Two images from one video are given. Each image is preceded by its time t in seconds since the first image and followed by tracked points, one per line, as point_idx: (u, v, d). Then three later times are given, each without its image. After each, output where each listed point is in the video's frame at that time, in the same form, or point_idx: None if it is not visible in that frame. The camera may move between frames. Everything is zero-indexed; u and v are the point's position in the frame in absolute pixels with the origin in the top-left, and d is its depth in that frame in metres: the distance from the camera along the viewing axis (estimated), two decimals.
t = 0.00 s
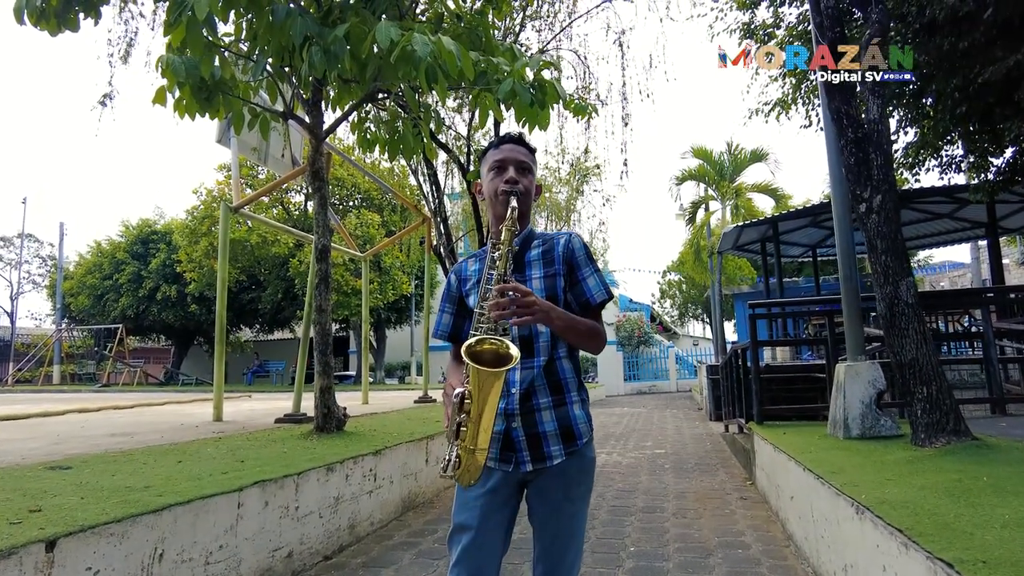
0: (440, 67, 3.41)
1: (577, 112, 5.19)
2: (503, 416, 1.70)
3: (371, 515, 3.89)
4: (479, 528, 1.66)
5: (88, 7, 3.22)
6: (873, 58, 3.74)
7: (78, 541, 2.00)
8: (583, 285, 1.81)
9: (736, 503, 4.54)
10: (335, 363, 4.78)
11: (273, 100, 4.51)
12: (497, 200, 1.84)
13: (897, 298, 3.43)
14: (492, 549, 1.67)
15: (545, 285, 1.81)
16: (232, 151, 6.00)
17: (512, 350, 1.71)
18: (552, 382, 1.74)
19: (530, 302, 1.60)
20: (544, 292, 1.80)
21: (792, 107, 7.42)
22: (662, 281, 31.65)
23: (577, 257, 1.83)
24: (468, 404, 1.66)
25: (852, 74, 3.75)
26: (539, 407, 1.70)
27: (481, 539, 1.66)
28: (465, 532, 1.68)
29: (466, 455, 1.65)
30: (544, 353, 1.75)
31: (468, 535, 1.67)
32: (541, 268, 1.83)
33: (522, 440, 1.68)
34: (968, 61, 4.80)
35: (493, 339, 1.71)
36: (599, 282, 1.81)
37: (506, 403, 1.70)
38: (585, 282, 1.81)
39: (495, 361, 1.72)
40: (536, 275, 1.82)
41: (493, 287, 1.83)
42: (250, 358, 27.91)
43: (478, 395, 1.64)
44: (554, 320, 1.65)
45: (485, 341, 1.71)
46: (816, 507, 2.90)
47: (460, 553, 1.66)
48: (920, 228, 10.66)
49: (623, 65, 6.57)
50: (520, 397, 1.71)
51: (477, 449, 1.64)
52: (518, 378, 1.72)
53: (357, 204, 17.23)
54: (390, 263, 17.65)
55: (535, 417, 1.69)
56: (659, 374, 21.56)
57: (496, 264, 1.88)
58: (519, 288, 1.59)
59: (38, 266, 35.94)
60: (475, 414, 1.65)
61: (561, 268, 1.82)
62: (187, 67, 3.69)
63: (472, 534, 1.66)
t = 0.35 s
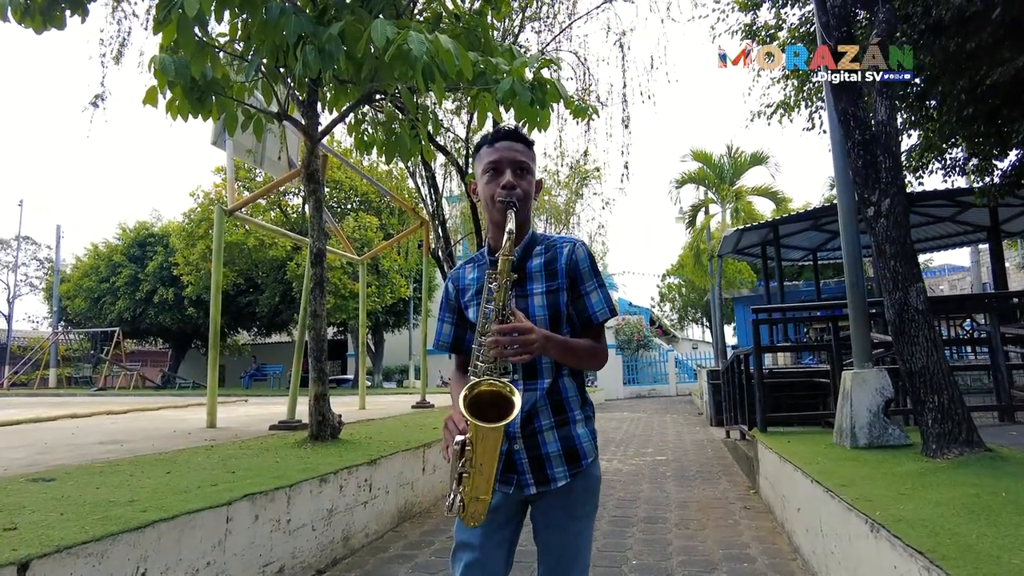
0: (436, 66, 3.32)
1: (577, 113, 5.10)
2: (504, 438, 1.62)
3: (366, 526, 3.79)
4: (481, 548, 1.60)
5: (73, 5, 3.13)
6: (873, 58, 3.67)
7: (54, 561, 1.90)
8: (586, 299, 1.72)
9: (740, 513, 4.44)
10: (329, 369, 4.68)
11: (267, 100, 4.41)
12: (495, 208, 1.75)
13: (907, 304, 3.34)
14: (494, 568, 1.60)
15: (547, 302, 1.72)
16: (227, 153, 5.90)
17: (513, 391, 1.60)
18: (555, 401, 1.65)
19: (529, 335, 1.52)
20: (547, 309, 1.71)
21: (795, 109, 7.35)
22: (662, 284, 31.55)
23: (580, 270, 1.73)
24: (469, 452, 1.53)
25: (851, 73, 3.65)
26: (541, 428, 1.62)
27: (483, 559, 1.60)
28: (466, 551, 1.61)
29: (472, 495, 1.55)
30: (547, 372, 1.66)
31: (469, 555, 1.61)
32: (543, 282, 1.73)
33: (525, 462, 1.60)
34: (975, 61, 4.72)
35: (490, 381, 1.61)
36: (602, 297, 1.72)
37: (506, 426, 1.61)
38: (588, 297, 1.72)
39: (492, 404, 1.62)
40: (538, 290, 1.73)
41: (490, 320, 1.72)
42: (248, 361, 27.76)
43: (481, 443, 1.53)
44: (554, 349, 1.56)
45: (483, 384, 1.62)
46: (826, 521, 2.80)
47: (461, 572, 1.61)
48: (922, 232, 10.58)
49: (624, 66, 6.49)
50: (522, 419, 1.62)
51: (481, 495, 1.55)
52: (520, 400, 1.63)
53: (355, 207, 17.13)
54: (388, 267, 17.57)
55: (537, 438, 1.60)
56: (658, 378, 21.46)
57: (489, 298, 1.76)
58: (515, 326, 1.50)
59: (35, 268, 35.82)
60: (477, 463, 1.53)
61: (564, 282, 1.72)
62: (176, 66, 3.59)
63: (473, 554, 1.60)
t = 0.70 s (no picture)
0: (429, 67, 3.25)
1: (575, 116, 5.02)
2: (480, 456, 1.57)
3: (358, 540, 3.68)
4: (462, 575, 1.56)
5: (56, 2, 3.04)
6: (873, 58, 3.62)
7: None
8: (573, 309, 1.64)
9: (743, 525, 4.34)
10: (321, 378, 4.57)
11: (259, 101, 4.31)
12: (480, 210, 1.71)
13: (915, 311, 3.24)
14: None
15: (532, 309, 1.63)
16: (221, 156, 5.81)
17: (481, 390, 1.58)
18: (534, 416, 1.59)
19: (502, 333, 1.44)
20: (531, 315, 1.63)
21: (796, 114, 7.28)
22: (661, 290, 31.47)
23: (568, 279, 1.65)
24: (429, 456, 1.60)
25: (850, 73, 3.57)
26: (519, 445, 1.56)
27: None
28: None
29: (428, 511, 1.58)
30: (526, 385, 1.60)
31: None
32: (529, 288, 1.65)
33: (502, 482, 1.54)
34: (980, 63, 4.64)
35: (455, 377, 1.61)
36: (590, 308, 1.64)
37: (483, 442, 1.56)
38: (575, 307, 1.65)
39: (460, 401, 1.61)
40: (523, 296, 1.65)
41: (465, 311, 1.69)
42: (244, 366, 27.61)
43: (439, 447, 1.57)
44: (532, 353, 1.49)
45: (448, 380, 1.61)
46: (834, 536, 2.70)
47: None
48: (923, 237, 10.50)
49: (623, 69, 6.41)
50: (499, 434, 1.57)
51: (440, 502, 1.56)
52: (496, 414, 1.58)
53: (352, 212, 17.04)
54: (385, 272, 17.50)
55: (516, 456, 1.54)
56: (658, 384, 21.35)
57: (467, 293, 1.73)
58: (488, 321, 1.43)
59: (32, 273, 35.72)
60: (435, 464, 1.57)
61: (550, 289, 1.64)
62: (163, 66, 3.49)
63: None
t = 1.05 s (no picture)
0: (424, 67, 3.16)
1: (575, 119, 4.92)
2: (440, 477, 1.54)
3: (351, 554, 3.58)
4: None
5: (38, 1, 2.94)
6: (873, 57, 3.58)
7: None
8: (542, 322, 1.58)
9: (746, 537, 4.23)
10: (315, 387, 4.46)
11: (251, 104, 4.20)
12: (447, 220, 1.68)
13: (924, 319, 3.14)
14: None
15: (499, 321, 1.58)
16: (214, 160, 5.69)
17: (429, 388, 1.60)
18: (495, 433, 1.54)
19: (459, 337, 1.38)
20: (497, 328, 1.58)
21: (798, 117, 7.20)
22: (660, 295, 31.36)
23: (538, 291, 1.61)
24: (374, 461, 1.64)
25: (851, 73, 3.56)
26: (480, 465, 1.52)
27: None
28: None
29: (369, 523, 1.63)
30: (488, 400, 1.55)
31: None
32: (496, 300, 1.61)
33: (461, 505, 1.51)
34: (985, 65, 4.56)
35: (401, 380, 1.63)
36: (560, 320, 1.58)
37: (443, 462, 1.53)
38: (545, 319, 1.58)
39: (406, 404, 1.62)
40: (490, 308, 1.60)
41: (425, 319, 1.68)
42: (241, 372, 27.45)
43: (385, 451, 1.60)
44: (494, 362, 1.42)
45: (396, 382, 1.63)
46: (843, 554, 2.59)
47: None
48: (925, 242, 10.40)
49: (623, 72, 6.31)
50: (458, 452, 1.53)
51: (385, 508, 1.62)
52: (456, 431, 1.54)
53: (350, 216, 16.93)
54: (383, 276, 17.42)
55: (475, 477, 1.51)
56: (658, 389, 21.22)
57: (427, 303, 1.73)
58: (441, 322, 1.37)
59: (30, 278, 35.53)
60: (381, 471, 1.62)
61: (518, 301, 1.59)
62: (151, 69, 3.38)
63: None
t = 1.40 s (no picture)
0: (421, 68, 3.10)
1: (574, 122, 4.86)
2: (416, 494, 1.50)
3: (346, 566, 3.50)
4: None
5: None
6: (873, 58, 3.52)
7: None
8: (516, 333, 1.57)
9: (748, 546, 4.16)
10: (310, 393, 4.39)
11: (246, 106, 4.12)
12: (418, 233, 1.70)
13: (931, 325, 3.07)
14: None
15: (473, 333, 1.58)
16: (210, 163, 5.62)
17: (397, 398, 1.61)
18: (471, 448, 1.51)
19: (428, 348, 1.37)
20: (471, 340, 1.57)
21: (800, 120, 7.14)
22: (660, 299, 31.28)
23: (512, 303, 1.60)
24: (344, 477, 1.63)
25: (850, 73, 3.49)
26: (457, 481, 1.49)
27: None
28: None
29: (341, 542, 1.62)
30: (463, 415, 1.53)
31: None
32: (470, 313, 1.60)
33: (438, 523, 1.47)
34: (990, 66, 4.50)
35: (369, 396, 1.65)
36: (534, 331, 1.57)
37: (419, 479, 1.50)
38: (519, 331, 1.57)
39: (375, 419, 1.64)
40: (464, 321, 1.60)
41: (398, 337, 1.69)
42: (241, 375, 27.35)
43: (355, 467, 1.60)
44: (467, 374, 1.40)
45: (365, 396, 1.65)
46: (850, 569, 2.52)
47: None
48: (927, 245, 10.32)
49: (624, 74, 6.25)
50: (434, 468, 1.50)
51: (357, 524, 1.61)
52: (430, 446, 1.51)
53: (350, 220, 16.87)
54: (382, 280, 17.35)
55: (452, 493, 1.48)
56: (658, 393, 21.12)
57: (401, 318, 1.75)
58: (409, 336, 1.36)
59: (29, 282, 35.47)
60: (350, 488, 1.62)
61: (492, 314, 1.59)
62: (142, 69, 3.31)
63: None
